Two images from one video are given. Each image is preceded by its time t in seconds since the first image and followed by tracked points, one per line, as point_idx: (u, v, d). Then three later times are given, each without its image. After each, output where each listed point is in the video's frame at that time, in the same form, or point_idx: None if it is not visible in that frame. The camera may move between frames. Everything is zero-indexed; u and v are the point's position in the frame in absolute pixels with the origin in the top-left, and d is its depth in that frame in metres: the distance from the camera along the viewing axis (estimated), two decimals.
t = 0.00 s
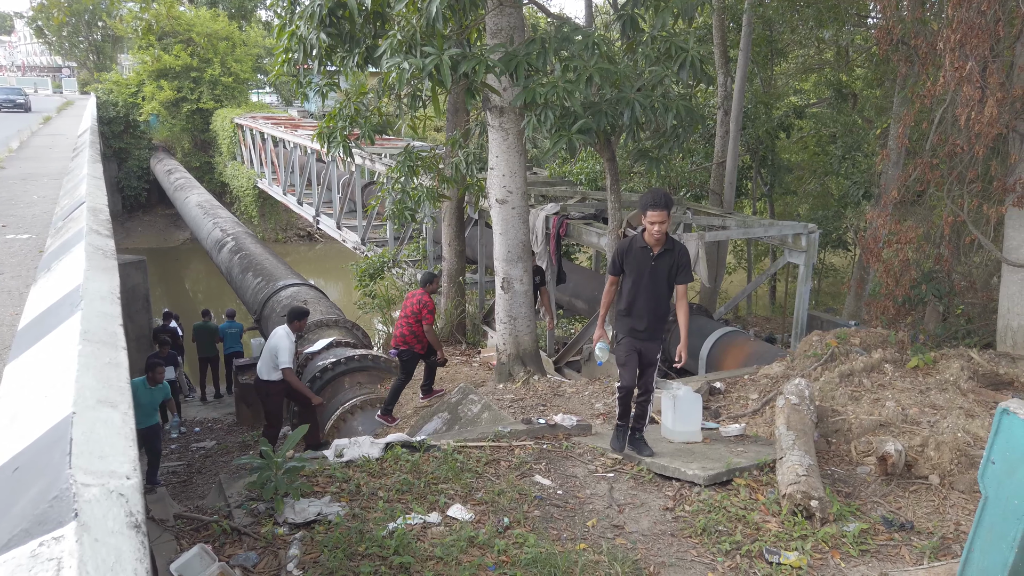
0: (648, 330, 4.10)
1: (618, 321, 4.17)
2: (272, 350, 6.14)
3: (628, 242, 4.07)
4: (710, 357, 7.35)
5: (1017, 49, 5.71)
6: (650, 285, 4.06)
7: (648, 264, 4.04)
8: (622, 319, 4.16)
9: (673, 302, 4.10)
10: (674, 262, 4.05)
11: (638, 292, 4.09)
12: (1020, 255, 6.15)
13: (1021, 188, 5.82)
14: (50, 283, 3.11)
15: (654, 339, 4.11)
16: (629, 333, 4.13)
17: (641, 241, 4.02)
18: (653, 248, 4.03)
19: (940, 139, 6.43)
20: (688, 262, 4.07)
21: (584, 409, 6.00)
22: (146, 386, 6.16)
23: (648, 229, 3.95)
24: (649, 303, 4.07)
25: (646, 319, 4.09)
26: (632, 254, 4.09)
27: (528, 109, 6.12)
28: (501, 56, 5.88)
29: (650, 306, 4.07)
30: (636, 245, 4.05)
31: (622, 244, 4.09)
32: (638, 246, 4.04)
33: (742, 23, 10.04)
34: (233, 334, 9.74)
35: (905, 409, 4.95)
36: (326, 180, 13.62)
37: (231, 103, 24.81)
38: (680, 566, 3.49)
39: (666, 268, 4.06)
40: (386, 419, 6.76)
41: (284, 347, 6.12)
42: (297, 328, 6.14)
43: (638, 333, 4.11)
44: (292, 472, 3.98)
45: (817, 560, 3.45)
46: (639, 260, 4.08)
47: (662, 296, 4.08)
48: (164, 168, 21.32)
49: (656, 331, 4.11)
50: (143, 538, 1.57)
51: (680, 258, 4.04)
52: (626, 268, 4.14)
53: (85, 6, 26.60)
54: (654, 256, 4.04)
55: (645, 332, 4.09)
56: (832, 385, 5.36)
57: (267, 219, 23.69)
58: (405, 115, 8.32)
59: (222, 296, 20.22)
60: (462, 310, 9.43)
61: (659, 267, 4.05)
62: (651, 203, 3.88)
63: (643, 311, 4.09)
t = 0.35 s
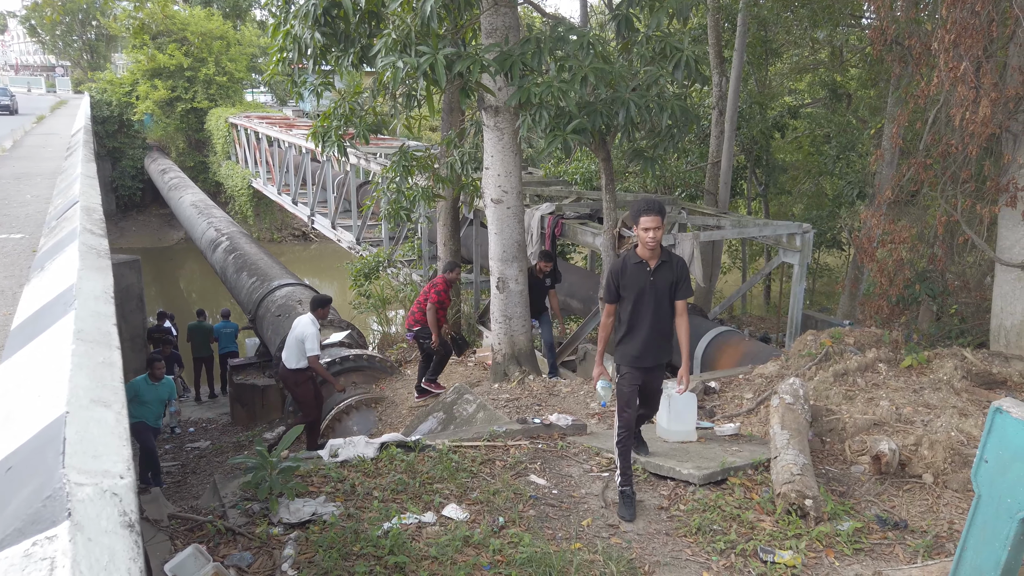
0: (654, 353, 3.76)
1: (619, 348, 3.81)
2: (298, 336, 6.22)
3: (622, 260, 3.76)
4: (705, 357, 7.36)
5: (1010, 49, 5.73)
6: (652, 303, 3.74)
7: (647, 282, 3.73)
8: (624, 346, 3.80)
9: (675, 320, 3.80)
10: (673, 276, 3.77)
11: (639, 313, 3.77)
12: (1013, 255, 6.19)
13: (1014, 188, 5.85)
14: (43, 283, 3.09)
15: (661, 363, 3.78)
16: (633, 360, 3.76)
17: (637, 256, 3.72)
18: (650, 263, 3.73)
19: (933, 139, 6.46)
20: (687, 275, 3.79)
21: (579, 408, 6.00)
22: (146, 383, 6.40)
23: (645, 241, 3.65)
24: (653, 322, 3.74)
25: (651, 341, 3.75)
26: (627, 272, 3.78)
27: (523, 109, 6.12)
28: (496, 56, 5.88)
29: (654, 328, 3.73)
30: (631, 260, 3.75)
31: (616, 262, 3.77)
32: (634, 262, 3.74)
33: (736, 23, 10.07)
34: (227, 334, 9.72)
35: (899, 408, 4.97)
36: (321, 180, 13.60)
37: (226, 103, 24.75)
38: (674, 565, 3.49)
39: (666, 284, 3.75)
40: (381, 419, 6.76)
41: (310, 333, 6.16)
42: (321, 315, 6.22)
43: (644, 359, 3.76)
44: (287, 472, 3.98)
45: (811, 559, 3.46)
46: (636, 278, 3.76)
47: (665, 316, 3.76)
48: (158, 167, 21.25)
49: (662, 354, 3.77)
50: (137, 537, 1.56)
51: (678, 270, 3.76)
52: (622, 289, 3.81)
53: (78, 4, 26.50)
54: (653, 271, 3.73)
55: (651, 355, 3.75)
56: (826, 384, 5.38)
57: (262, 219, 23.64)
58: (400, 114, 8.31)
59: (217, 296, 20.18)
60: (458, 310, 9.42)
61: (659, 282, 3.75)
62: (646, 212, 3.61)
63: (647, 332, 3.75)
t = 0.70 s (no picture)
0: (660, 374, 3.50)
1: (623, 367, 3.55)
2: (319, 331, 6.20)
3: (628, 273, 3.53)
4: (702, 357, 7.37)
5: (1005, 50, 5.75)
6: (659, 320, 3.49)
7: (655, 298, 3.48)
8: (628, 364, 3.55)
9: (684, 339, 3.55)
10: (682, 292, 3.52)
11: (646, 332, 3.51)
12: (1008, 255, 6.20)
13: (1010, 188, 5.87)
14: (38, 283, 3.08)
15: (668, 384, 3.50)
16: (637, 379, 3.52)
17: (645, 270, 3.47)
18: (659, 277, 3.48)
19: (929, 140, 6.47)
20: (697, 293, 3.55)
21: (576, 408, 6.01)
22: (153, 391, 6.35)
23: (654, 253, 3.41)
24: (659, 340, 3.49)
25: (657, 361, 3.49)
26: (633, 285, 3.54)
27: (520, 109, 6.12)
28: (492, 56, 5.87)
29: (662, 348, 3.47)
30: (637, 274, 3.51)
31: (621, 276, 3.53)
32: (640, 275, 3.50)
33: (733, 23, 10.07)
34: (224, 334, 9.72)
35: (895, 408, 4.97)
36: (318, 180, 13.59)
37: (222, 102, 24.72)
38: (671, 565, 3.49)
39: (675, 301, 3.51)
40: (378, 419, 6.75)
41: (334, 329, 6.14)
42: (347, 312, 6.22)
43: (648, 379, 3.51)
44: (284, 472, 3.98)
45: (807, 559, 3.47)
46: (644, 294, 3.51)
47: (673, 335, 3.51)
48: (154, 167, 21.19)
49: (668, 377, 3.50)
50: (133, 538, 1.56)
51: (688, 285, 3.51)
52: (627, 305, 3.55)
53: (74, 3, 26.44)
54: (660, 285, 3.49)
55: (656, 375, 3.49)
56: (823, 384, 5.38)
57: (259, 219, 23.61)
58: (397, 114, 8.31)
59: (213, 296, 20.14)
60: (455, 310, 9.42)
61: (668, 299, 3.50)
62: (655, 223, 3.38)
63: (652, 351, 3.50)
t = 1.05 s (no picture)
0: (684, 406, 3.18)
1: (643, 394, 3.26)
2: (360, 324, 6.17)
3: (657, 293, 3.17)
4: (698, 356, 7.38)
5: (1001, 50, 5.75)
6: (687, 348, 3.15)
7: (684, 324, 3.13)
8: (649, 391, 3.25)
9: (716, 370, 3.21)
10: (716, 317, 3.15)
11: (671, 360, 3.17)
12: (1004, 254, 6.22)
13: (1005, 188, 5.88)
14: (32, 283, 3.07)
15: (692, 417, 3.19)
16: (658, 410, 3.22)
17: (673, 291, 3.13)
18: (691, 300, 3.12)
19: (925, 139, 6.48)
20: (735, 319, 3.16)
21: (572, 408, 6.02)
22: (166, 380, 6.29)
23: (686, 275, 3.04)
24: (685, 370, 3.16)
25: (682, 392, 3.18)
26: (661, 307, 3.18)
27: (516, 108, 6.12)
28: (488, 55, 5.86)
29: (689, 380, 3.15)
30: (667, 294, 3.15)
31: (650, 295, 3.17)
32: (671, 296, 3.14)
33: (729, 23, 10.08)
34: (222, 334, 9.70)
35: (890, 407, 4.98)
36: (314, 180, 13.57)
37: (218, 102, 24.68)
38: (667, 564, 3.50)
39: (708, 328, 3.14)
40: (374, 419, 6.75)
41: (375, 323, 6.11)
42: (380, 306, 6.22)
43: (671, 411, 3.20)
44: (279, 473, 3.97)
45: (803, 557, 3.48)
46: (672, 318, 3.16)
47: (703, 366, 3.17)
48: (150, 167, 21.16)
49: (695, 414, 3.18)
50: (126, 537, 1.56)
51: (724, 311, 3.14)
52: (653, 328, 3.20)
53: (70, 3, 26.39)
54: (692, 309, 3.13)
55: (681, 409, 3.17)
56: (819, 383, 5.39)
57: (256, 218, 23.59)
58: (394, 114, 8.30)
59: (209, 295, 20.12)
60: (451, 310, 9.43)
61: (699, 325, 3.14)
62: (693, 242, 2.98)
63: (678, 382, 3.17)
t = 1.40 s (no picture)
0: (709, 436, 2.91)
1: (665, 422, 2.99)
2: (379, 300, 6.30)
3: (681, 314, 2.86)
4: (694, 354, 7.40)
5: (995, 48, 5.77)
6: (716, 375, 2.83)
7: (714, 349, 2.81)
8: (672, 420, 2.96)
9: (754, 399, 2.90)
10: (749, 339, 2.82)
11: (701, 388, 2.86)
12: (999, 252, 6.23)
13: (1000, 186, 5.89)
14: (26, 280, 3.05)
15: (717, 449, 2.93)
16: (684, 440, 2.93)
17: (701, 313, 2.81)
18: (720, 323, 2.80)
19: (920, 137, 6.50)
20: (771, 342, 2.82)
21: (569, 406, 6.02)
22: (196, 370, 6.36)
23: (714, 295, 2.73)
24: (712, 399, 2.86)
25: (711, 422, 2.88)
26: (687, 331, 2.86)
27: (513, 106, 6.11)
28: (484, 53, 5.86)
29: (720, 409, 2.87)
30: (693, 315, 2.84)
31: (673, 317, 2.88)
32: (698, 319, 2.83)
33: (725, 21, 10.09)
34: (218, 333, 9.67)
35: (886, 405, 4.99)
36: (310, 178, 13.56)
37: (213, 101, 24.63)
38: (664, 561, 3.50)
39: (741, 352, 2.82)
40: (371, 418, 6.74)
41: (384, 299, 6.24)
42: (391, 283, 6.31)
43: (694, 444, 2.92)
44: (275, 472, 3.96)
45: (799, 555, 3.49)
46: (700, 342, 2.84)
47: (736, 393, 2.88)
48: (145, 166, 21.11)
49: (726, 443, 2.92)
50: (119, 535, 1.55)
51: (758, 332, 2.81)
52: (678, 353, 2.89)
53: None
54: (721, 332, 2.81)
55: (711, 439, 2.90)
56: (815, 381, 5.40)
57: (252, 217, 23.55)
58: (389, 112, 8.28)
59: (205, 294, 20.08)
60: (448, 308, 9.42)
61: (730, 350, 2.82)
62: (720, 255, 2.70)
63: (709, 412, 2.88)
